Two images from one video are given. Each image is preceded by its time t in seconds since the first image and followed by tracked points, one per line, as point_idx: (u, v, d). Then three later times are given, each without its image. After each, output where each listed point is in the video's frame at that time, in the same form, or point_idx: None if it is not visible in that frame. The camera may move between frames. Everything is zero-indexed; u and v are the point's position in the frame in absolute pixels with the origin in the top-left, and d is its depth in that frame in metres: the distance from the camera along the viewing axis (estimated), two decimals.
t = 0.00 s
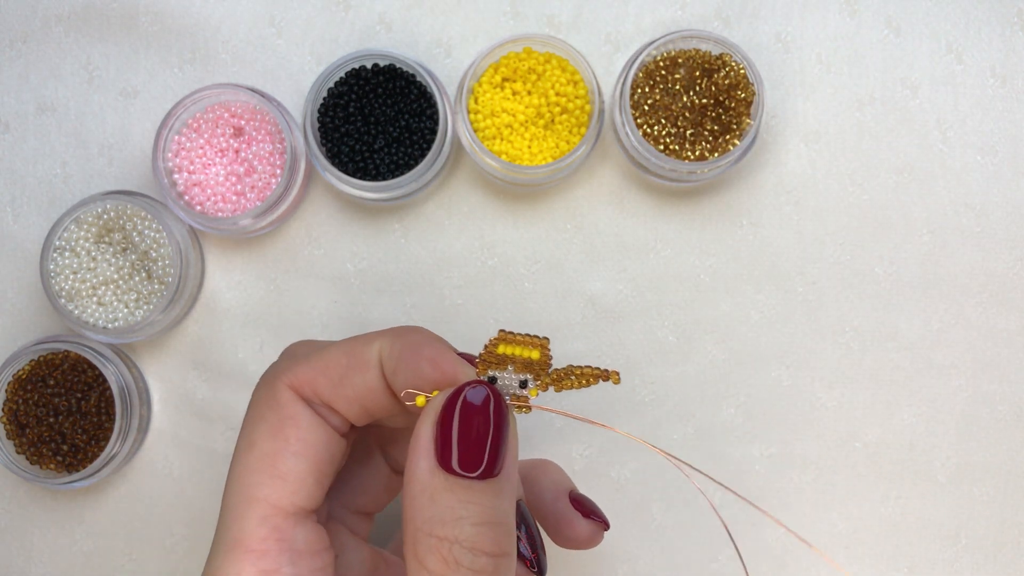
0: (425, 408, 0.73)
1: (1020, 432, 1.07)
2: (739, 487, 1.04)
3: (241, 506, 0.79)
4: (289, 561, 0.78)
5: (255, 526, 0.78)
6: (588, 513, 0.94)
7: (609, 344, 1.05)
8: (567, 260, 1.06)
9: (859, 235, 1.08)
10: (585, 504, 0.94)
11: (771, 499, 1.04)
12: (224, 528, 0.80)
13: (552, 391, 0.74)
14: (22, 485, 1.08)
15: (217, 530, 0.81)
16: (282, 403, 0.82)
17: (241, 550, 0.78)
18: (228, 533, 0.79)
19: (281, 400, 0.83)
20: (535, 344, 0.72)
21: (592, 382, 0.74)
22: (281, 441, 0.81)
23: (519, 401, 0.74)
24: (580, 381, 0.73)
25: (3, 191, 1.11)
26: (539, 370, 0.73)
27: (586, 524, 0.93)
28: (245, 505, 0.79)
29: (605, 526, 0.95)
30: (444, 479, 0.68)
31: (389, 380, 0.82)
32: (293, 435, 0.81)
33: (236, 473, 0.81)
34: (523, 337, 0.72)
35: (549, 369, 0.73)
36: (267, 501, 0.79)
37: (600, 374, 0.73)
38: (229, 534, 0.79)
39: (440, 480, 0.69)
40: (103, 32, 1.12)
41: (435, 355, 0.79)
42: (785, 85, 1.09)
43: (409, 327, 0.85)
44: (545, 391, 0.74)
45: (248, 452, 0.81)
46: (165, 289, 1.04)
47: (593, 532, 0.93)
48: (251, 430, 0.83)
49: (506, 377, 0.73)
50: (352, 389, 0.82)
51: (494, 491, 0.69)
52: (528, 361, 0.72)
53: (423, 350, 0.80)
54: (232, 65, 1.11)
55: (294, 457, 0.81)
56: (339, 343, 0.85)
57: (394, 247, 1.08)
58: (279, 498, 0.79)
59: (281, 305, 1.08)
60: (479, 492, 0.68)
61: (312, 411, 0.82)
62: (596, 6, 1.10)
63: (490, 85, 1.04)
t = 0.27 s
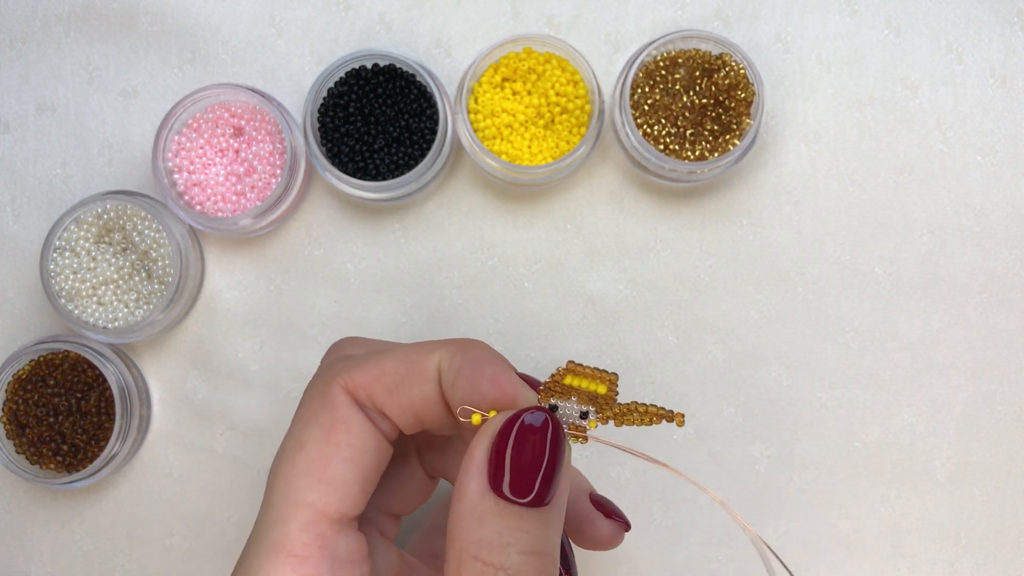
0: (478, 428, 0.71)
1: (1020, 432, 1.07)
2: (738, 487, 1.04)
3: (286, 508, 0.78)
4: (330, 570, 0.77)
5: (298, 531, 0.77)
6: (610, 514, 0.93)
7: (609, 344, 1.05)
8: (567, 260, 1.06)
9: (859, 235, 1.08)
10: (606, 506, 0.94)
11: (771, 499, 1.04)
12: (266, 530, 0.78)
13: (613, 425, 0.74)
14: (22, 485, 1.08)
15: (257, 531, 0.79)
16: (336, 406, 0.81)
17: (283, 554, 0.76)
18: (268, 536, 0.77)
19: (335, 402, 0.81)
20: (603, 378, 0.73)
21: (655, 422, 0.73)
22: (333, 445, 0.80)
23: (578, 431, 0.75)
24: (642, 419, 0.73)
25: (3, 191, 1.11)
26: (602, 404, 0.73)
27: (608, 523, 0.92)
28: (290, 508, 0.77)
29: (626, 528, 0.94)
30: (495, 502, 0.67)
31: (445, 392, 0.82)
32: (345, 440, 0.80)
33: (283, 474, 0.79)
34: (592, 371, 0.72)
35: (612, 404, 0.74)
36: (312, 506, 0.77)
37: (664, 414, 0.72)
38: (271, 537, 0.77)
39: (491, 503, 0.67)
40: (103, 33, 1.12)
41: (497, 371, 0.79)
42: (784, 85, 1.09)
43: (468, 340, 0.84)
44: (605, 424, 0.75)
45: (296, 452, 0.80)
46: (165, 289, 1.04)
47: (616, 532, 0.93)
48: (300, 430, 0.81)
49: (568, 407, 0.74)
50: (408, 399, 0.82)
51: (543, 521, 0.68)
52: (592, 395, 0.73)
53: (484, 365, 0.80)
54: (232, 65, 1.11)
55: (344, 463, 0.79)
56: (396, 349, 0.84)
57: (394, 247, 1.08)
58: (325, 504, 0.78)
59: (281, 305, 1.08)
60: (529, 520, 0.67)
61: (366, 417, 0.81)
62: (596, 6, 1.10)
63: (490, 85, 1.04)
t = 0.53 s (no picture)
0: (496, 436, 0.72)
1: (1020, 432, 1.07)
2: (738, 487, 1.04)
3: (301, 511, 0.78)
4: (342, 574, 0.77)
5: (312, 534, 0.77)
6: (623, 522, 0.93)
7: (608, 343, 1.05)
8: (567, 260, 1.06)
9: (859, 235, 1.08)
10: (619, 514, 0.94)
11: (771, 499, 1.04)
12: (279, 533, 0.78)
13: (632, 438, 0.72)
14: (22, 485, 1.08)
15: (270, 533, 0.78)
16: (352, 410, 0.81)
17: (295, 557, 0.76)
18: (281, 539, 0.77)
19: (352, 406, 0.81)
20: (623, 389, 0.72)
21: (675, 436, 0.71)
22: (349, 449, 0.79)
23: (595, 443, 0.73)
24: (662, 432, 0.71)
25: (3, 191, 1.11)
26: (621, 415, 0.72)
27: (621, 531, 0.92)
28: (305, 511, 0.77)
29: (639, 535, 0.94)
30: (510, 511, 0.67)
31: (462, 399, 0.82)
32: (361, 444, 0.80)
33: (297, 476, 0.79)
34: (612, 381, 0.72)
35: (631, 416, 0.72)
36: (327, 510, 0.77)
37: (684, 427, 0.71)
38: (284, 540, 0.77)
39: (506, 512, 0.67)
40: (103, 32, 1.12)
41: (515, 379, 0.80)
42: (784, 85, 1.09)
43: (486, 348, 0.85)
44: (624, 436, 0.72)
45: (312, 455, 0.80)
46: (165, 289, 1.04)
47: (628, 540, 0.93)
48: (316, 433, 0.81)
49: (586, 418, 0.73)
50: (425, 404, 0.82)
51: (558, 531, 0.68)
52: (611, 405, 0.72)
53: (502, 373, 0.80)
54: (232, 65, 1.11)
55: (358, 467, 0.79)
56: (414, 354, 0.84)
57: (394, 247, 1.08)
58: (339, 508, 0.78)
59: (281, 305, 1.08)
60: (543, 530, 0.67)
61: (382, 421, 0.82)
62: (596, 6, 1.10)
63: (490, 85, 1.04)
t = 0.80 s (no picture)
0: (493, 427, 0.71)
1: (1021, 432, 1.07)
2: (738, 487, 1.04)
3: (298, 502, 0.78)
4: (338, 565, 0.76)
5: (309, 525, 0.77)
6: (618, 516, 0.94)
7: (609, 344, 1.05)
8: (567, 260, 1.06)
9: (859, 235, 1.08)
10: (615, 509, 0.95)
11: (771, 499, 1.04)
12: (277, 525, 0.78)
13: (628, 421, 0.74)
14: (22, 485, 1.08)
15: (268, 526, 0.79)
16: (349, 402, 0.81)
17: (293, 549, 0.76)
18: (279, 530, 0.77)
19: (349, 399, 0.81)
20: (619, 377, 0.72)
21: (670, 419, 0.74)
22: (345, 441, 0.80)
23: (592, 427, 0.75)
24: (657, 416, 0.74)
25: (3, 191, 1.11)
26: (618, 402, 0.73)
27: (616, 525, 0.93)
28: (302, 502, 0.77)
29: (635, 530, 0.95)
30: (508, 497, 0.67)
31: (459, 392, 0.82)
32: (358, 436, 0.80)
33: (295, 468, 0.79)
34: (608, 370, 0.72)
35: (628, 402, 0.73)
36: (324, 500, 0.77)
37: (679, 411, 0.73)
38: (282, 532, 0.77)
39: (504, 498, 0.67)
40: (103, 32, 1.12)
41: (511, 370, 0.79)
42: (785, 85, 1.09)
43: (482, 342, 0.85)
44: (620, 420, 0.75)
45: (310, 447, 0.80)
46: (165, 289, 1.05)
47: (624, 534, 0.93)
48: (313, 426, 0.82)
49: (583, 404, 0.74)
50: (421, 396, 0.82)
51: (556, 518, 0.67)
52: (607, 393, 0.73)
53: (498, 365, 0.80)
54: (232, 65, 1.11)
55: (354, 458, 0.79)
56: (411, 349, 0.85)
57: (394, 247, 1.08)
58: (336, 499, 0.78)
59: (281, 305, 1.08)
60: (542, 517, 0.66)
61: (379, 413, 0.82)
62: (596, 5, 1.10)
63: (490, 85, 1.04)
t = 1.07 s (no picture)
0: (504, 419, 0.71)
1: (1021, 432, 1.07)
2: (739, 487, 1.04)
3: (299, 494, 0.78)
4: (337, 555, 0.76)
5: (309, 517, 0.77)
6: (618, 521, 0.93)
7: (609, 344, 1.05)
8: (567, 260, 1.06)
9: (860, 235, 1.08)
10: (614, 514, 0.94)
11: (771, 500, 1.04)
12: (277, 516, 0.78)
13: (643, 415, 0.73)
14: (22, 485, 1.08)
15: (268, 517, 0.79)
16: (354, 399, 0.81)
17: (291, 540, 0.76)
18: (278, 521, 0.77)
19: (354, 396, 0.82)
20: (634, 366, 0.74)
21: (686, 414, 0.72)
22: (348, 435, 0.80)
23: (606, 420, 0.73)
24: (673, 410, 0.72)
25: (3, 191, 1.11)
26: (632, 391, 0.73)
27: (616, 531, 0.92)
28: (302, 494, 0.78)
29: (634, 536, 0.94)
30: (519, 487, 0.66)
31: (465, 392, 0.82)
32: (361, 431, 0.80)
33: (298, 461, 0.80)
34: (623, 358, 0.74)
35: (641, 392, 0.73)
36: (325, 492, 0.77)
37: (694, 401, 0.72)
38: (281, 522, 0.77)
39: (513, 489, 0.66)
40: (103, 33, 1.12)
41: (518, 372, 0.79)
42: (784, 85, 1.09)
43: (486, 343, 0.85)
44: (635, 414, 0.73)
45: (314, 440, 0.80)
46: (164, 288, 1.05)
47: (623, 540, 0.92)
48: (318, 421, 0.82)
49: (597, 396, 0.73)
50: (427, 395, 0.82)
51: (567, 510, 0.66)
52: (621, 382, 0.73)
53: (505, 367, 0.80)
54: (232, 65, 1.11)
55: (357, 453, 0.79)
56: (417, 348, 0.85)
57: (394, 247, 1.08)
58: (337, 492, 0.78)
59: (281, 305, 1.08)
60: (552, 508, 0.65)
61: (383, 410, 0.82)
62: (596, 5, 1.10)
63: (490, 84, 1.04)
